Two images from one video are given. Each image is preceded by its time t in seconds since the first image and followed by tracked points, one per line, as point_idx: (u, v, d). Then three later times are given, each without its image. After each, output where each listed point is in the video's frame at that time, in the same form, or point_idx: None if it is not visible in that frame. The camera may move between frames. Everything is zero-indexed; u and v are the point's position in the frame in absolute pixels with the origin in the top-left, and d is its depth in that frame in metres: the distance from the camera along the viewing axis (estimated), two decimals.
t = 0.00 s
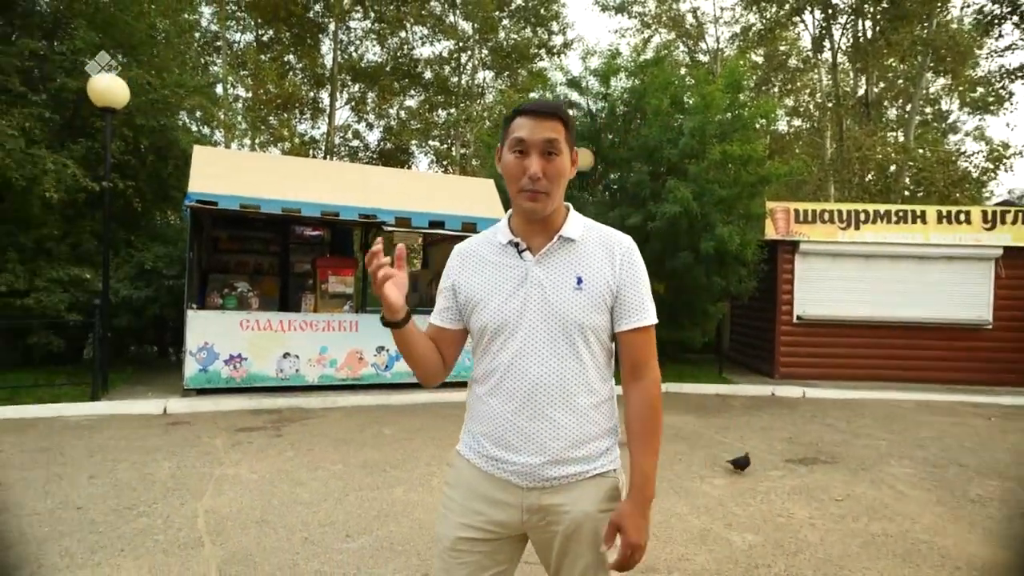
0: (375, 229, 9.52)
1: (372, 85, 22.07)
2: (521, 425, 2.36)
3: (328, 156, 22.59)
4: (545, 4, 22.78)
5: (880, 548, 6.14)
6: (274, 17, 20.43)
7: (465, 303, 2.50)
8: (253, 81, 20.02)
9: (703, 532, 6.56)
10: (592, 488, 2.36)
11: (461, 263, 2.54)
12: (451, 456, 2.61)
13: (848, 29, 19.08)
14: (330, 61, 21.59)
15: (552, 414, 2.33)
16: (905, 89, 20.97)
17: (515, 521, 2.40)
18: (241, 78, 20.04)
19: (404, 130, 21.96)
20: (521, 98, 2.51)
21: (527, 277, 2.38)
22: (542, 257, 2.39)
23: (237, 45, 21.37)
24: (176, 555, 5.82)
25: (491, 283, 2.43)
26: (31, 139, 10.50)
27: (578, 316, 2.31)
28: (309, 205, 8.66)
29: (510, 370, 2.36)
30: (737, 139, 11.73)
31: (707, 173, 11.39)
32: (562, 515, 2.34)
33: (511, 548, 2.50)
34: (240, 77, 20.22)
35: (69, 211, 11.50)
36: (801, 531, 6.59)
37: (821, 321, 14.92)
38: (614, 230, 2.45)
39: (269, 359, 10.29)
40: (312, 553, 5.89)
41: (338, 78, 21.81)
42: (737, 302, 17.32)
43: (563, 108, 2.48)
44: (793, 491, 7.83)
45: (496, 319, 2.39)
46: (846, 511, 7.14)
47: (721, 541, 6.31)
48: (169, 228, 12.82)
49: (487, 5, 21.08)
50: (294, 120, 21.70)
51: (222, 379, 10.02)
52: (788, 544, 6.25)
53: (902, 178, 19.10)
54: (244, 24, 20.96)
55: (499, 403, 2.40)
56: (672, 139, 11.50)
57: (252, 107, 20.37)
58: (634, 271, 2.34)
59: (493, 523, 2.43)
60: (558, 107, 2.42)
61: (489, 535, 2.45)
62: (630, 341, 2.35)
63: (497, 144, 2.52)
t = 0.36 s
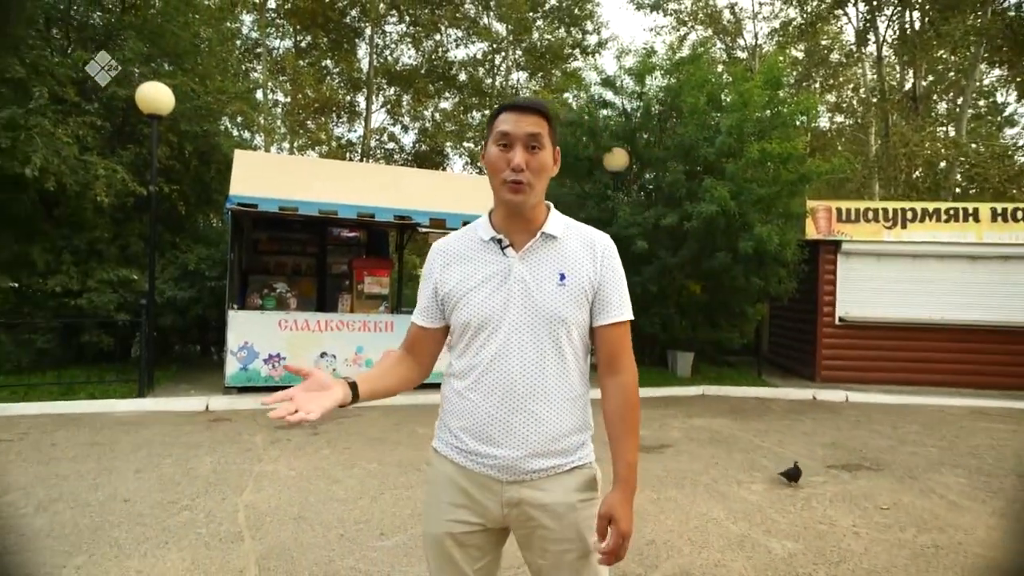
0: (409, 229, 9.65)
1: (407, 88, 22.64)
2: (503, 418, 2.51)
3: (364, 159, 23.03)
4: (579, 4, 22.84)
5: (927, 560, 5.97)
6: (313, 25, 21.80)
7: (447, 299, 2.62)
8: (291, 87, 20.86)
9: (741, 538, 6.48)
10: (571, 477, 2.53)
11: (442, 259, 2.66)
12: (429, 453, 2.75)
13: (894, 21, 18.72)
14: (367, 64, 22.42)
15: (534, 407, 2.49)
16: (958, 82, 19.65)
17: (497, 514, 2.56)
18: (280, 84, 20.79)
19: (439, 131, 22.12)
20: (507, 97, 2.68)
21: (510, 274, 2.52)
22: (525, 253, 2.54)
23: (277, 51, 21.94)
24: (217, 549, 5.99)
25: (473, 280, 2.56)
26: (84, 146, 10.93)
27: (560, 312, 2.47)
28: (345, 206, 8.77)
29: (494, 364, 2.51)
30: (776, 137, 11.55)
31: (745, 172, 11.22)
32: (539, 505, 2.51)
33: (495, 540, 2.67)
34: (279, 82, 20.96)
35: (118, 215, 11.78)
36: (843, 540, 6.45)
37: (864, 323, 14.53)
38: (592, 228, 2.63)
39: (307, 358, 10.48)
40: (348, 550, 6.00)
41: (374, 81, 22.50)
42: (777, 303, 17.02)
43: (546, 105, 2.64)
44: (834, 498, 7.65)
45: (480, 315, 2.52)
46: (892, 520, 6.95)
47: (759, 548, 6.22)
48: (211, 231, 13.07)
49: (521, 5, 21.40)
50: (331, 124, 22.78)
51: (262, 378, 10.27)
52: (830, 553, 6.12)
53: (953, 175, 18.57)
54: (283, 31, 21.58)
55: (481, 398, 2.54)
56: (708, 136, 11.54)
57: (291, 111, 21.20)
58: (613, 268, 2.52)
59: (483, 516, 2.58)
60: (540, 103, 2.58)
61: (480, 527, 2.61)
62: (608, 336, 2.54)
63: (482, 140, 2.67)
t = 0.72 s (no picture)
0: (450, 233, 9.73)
1: (446, 91, 23.25)
2: (509, 419, 2.54)
3: (404, 162, 23.45)
4: (618, 3, 23.34)
5: None
6: (354, 30, 22.11)
7: (448, 307, 2.68)
8: (333, 92, 21.27)
9: (785, 547, 6.35)
10: (576, 475, 2.54)
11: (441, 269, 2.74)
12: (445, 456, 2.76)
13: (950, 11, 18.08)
14: (407, 68, 22.78)
15: (539, 406, 2.52)
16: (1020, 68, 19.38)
17: (509, 510, 2.56)
18: (323, 89, 21.23)
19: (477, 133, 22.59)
20: (485, 107, 2.74)
21: (507, 277, 2.57)
22: (519, 255, 2.59)
23: (320, 57, 22.44)
24: (262, 544, 6.18)
25: (472, 286, 2.61)
26: (138, 152, 11.37)
27: (559, 309, 2.51)
28: (385, 209, 8.88)
29: (497, 367, 2.54)
30: (823, 133, 11.31)
31: (790, 170, 11.03)
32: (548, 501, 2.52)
33: (512, 539, 2.66)
34: (322, 88, 21.43)
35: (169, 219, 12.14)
36: (895, 553, 6.24)
37: (918, 325, 14.03)
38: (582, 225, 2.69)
39: (349, 358, 10.70)
40: (386, 549, 6.10)
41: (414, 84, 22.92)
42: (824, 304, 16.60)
43: (525, 112, 2.71)
44: (886, 508, 7.41)
45: (481, 320, 2.57)
46: (951, 534, 6.69)
47: (804, 558, 6.09)
48: (258, 233, 13.78)
49: (560, 5, 21.67)
50: (372, 127, 23.27)
51: (304, 377, 10.52)
52: (880, 567, 5.93)
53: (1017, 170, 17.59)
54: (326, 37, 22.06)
55: (487, 401, 2.57)
56: (751, 134, 11.36)
57: (333, 115, 21.54)
58: (608, 263, 2.57)
59: (498, 515, 2.58)
60: (518, 111, 2.65)
61: (498, 526, 2.61)
62: (608, 330, 2.59)
63: (465, 152, 2.75)
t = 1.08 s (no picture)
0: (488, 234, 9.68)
1: (485, 92, 23.52)
2: (522, 420, 2.47)
3: (443, 162, 23.81)
4: None
5: None
6: (393, 34, 22.27)
7: (465, 306, 2.63)
8: (373, 95, 21.60)
9: (830, 555, 6.17)
10: (587, 479, 2.43)
11: (458, 267, 2.68)
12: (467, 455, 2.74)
13: None
14: (444, 70, 23.04)
15: (551, 408, 2.43)
16: None
17: (520, 509, 2.50)
18: (362, 92, 21.54)
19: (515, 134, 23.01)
20: (498, 104, 2.57)
21: (520, 277, 2.49)
22: (532, 255, 2.49)
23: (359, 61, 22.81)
24: (304, 538, 6.33)
25: (486, 286, 2.55)
26: (186, 156, 11.78)
27: (570, 309, 2.41)
28: (423, 209, 9.01)
29: (509, 367, 2.48)
30: (872, 128, 11.09)
31: (837, 167, 10.76)
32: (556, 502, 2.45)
33: (526, 537, 2.60)
34: (362, 91, 21.71)
35: (216, 221, 12.59)
36: (949, 565, 5.99)
37: (975, 327, 13.40)
38: (602, 221, 2.54)
39: (387, 357, 10.87)
40: (422, 546, 6.19)
41: (452, 85, 23.12)
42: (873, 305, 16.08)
43: (540, 109, 2.53)
44: (939, 518, 7.13)
45: (493, 320, 2.51)
46: (1010, 547, 6.38)
47: (850, 567, 5.91)
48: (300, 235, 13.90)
49: (598, 5, 22.46)
50: (411, 130, 23.64)
51: (344, 375, 10.73)
52: None
53: None
54: (365, 41, 22.40)
55: (501, 401, 2.51)
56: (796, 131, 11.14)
57: (373, 117, 21.78)
58: (624, 261, 2.42)
59: (511, 511, 2.54)
60: (531, 110, 2.47)
61: (512, 523, 2.57)
62: (626, 329, 2.43)
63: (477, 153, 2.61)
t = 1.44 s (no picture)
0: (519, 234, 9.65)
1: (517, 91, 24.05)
2: (514, 429, 2.47)
3: (475, 162, 24.07)
4: None
5: None
6: (426, 36, 22.53)
7: (471, 306, 2.63)
8: (406, 97, 21.89)
9: (869, 564, 5.99)
10: (575, 497, 2.40)
11: (470, 264, 2.66)
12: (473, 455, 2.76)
13: None
14: (476, 71, 23.73)
15: (541, 419, 2.42)
16: None
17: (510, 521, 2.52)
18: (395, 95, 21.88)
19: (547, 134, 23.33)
20: (518, 97, 2.51)
21: (523, 280, 2.45)
22: (536, 261, 2.44)
23: (392, 63, 23.23)
24: (335, 534, 6.44)
25: (490, 286, 2.53)
26: (224, 160, 12.11)
27: (565, 322, 2.36)
28: (454, 210, 9.12)
29: (504, 375, 2.47)
30: (916, 123, 10.87)
31: (878, 163, 10.53)
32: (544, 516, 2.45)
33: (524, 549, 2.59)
34: (395, 93, 22.05)
35: (252, 223, 12.96)
36: None
37: None
38: (614, 228, 2.42)
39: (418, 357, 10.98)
40: (451, 544, 6.24)
41: (484, 86, 23.88)
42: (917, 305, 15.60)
43: (561, 107, 2.46)
44: (986, 527, 6.86)
45: (492, 325, 2.50)
46: None
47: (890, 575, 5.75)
48: (334, 236, 14.24)
49: (630, 2, 22.66)
50: (444, 131, 23.94)
51: (377, 375, 10.87)
52: None
53: None
54: (398, 44, 22.79)
55: (496, 407, 2.52)
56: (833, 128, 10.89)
57: (406, 120, 22.05)
58: (628, 274, 2.29)
59: (506, 521, 2.55)
60: (550, 107, 2.41)
61: (511, 533, 2.57)
62: (624, 349, 2.31)
63: (492, 143, 2.54)
